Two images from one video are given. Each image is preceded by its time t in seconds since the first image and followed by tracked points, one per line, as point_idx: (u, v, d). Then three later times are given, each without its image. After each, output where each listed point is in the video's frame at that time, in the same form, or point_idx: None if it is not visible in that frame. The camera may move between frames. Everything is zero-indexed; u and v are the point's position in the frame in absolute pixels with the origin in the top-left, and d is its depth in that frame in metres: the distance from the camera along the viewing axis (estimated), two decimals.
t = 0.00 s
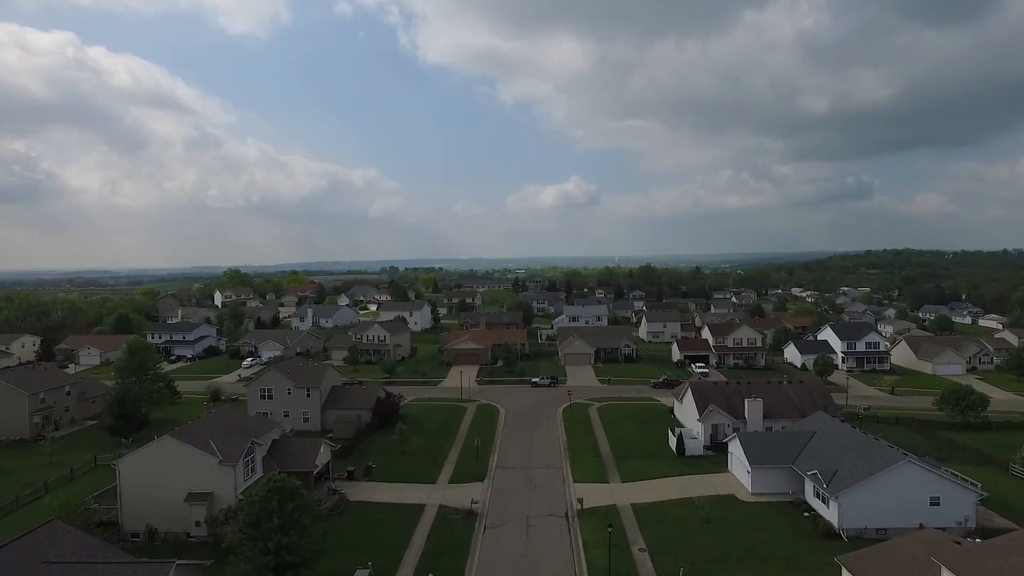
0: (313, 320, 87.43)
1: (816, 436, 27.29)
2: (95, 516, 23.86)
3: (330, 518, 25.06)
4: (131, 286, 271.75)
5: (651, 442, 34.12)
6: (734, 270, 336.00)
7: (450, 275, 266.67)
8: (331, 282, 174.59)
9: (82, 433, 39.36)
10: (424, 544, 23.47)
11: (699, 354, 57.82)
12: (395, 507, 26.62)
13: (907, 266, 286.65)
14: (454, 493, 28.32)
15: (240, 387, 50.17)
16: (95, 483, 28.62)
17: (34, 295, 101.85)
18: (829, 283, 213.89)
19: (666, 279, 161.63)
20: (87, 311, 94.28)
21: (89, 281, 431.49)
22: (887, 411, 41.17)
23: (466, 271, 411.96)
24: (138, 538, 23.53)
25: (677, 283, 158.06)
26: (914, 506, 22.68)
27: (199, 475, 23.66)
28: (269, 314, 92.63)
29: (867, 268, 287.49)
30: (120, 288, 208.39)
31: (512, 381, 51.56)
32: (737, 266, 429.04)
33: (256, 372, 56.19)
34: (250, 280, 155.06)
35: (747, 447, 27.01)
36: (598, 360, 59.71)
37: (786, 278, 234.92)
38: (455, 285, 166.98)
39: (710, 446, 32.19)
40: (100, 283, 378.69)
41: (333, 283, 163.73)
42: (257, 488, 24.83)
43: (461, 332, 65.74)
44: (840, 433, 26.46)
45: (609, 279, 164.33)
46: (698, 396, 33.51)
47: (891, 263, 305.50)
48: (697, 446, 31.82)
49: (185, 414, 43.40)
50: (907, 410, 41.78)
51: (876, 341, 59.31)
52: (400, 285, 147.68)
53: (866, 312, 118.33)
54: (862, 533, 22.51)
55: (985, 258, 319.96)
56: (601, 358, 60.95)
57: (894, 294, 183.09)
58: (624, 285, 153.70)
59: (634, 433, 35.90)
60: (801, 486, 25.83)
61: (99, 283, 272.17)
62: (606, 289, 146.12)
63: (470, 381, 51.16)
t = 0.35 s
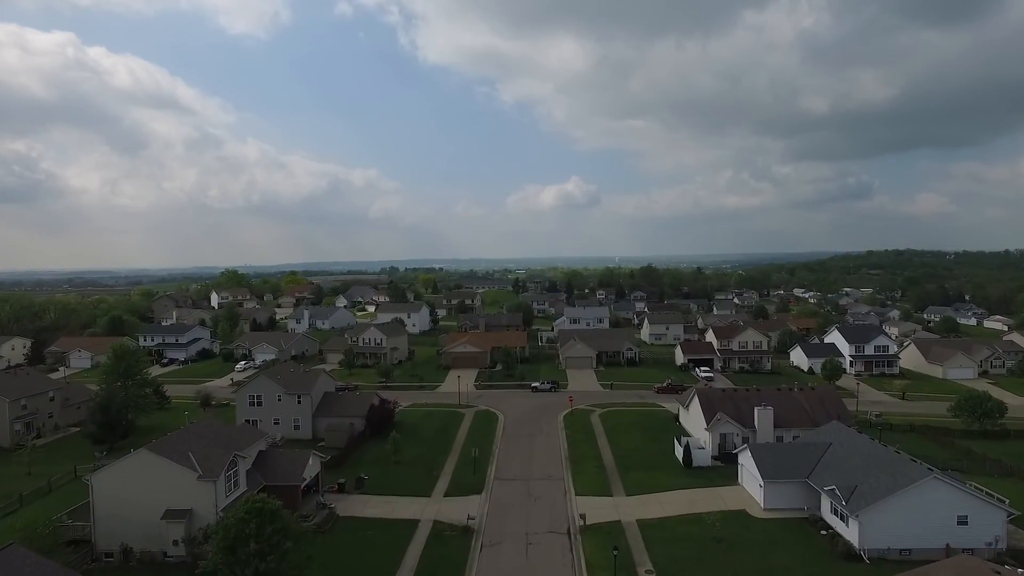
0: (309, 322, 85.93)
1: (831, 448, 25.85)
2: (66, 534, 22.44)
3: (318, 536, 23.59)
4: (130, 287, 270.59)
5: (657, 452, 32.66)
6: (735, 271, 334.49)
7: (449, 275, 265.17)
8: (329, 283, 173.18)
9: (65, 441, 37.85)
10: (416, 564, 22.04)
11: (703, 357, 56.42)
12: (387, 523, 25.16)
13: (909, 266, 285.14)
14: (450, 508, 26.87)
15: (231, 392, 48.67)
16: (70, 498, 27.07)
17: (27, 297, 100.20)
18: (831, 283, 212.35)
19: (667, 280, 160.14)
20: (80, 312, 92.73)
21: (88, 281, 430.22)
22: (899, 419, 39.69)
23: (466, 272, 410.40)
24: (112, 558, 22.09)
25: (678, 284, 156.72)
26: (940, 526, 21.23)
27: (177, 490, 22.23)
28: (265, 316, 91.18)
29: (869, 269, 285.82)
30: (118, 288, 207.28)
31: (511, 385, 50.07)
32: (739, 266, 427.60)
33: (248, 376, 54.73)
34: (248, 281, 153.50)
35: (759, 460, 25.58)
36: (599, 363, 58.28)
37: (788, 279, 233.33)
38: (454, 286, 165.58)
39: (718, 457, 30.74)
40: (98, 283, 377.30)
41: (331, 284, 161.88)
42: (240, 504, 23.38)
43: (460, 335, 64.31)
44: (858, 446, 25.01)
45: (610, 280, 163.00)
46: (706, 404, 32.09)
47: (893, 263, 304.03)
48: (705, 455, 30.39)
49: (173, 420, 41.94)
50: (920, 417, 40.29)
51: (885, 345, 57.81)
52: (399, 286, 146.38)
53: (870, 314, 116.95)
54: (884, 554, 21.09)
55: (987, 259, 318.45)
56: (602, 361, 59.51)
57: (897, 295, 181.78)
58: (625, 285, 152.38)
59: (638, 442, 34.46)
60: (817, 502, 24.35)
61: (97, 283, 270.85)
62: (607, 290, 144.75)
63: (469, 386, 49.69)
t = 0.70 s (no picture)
0: (306, 324, 84.69)
1: (845, 459, 24.69)
2: (41, 550, 21.30)
3: (306, 553, 22.43)
4: (128, 287, 269.35)
5: (661, 461, 31.48)
6: (736, 272, 333.27)
7: (449, 275, 264.04)
8: (328, 284, 171.79)
9: (49, 449, 36.60)
10: None
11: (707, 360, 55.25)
12: (380, 538, 23.98)
13: (911, 267, 283.88)
14: (446, 521, 25.68)
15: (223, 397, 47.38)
16: (49, 510, 25.88)
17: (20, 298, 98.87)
18: (833, 284, 211.00)
19: (667, 281, 158.88)
20: (74, 313, 91.41)
21: (88, 281, 429.10)
22: (910, 425, 38.53)
23: (466, 272, 409.17)
24: None
25: (679, 284, 155.52)
26: (963, 544, 20.07)
27: (158, 505, 21.07)
28: (261, 317, 89.90)
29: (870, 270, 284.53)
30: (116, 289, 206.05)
31: (511, 390, 48.90)
32: (739, 267, 426.30)
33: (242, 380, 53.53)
34: (245, 282, 152.19)
35: (770, 470, 24.42)
36: (601, 367, 57.12)
37: (789, 279, 232.04)
38: (454, 286, 164.40)
39: (725, 466, 29.58)
40: (97, 283, 376.03)
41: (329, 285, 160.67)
42: (224, 519, 22.21)
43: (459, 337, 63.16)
44: (874, 457, 23.84)
45: (611, 281, 161.86)
46: (712, 411, 30.92)
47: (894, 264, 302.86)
48: (711, 464, 29.23)
49: (163, 426, 40.76)
50: (931, 423, 39.13)
51: (893, 348, 56.70)
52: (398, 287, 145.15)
53: (874, 315, 115.84)
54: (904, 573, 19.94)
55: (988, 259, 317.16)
56: (604, 364, 58.32)
57: (899, 296, 180.70)
58: (626, 286, 151.23)
59: (641, 450, 33.28)
60: (830, 515, 23.19)
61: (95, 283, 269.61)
62: (607, 291, 143.58)
63: (467, 390, 48.52)
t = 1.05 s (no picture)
0: (303, 325, 83.79)
1: (857, 467, 23.85)
2: (21, 563, 20.48)
3: (297, 565, 21.55)
4: (126, 287, 268.00)
5: (665, 468, 30.65)
6: (736, 272, 332.39)
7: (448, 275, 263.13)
8: (326, 284, 170.65)
9: (37, 455, 35.74)
10: None
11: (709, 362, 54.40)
12: (374, 549, 23.11)
13: (911, 267, 283.07)
14: (443, 531, 24.86)
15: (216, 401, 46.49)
16: (33, 520, 25.06)
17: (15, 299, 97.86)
18: (833, 284, 210.23)
19: (667, 282, 157.98)
20: (68, 314, 90.37)
21: (86, 282, 428.19)
22: (918, 430, 37.71)
23: (465, 273, 408.29)
24: None
25: (680, 285, 154.56)
26: (983, 558, 19.24)
27: (142, 517, 20.22)
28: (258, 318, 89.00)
29: (871, 270, 283.70)
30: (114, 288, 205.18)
31: (510, 393, 48.04)
32: (739, 267, 425.64)
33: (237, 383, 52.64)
34: (243, 283, 151.12)
35: (779, 479, 23.58)
36: (601, 369, 56.29)
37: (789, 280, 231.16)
38: (453, 287, 162.28)
39: (731, 473, 28.79)
40: (95, 283, 374.91)
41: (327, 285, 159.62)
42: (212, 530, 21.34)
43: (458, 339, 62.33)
44: (887, 466, 23.01)
45: (611, 282, 160.92)
46: (717, 416, 30.09)
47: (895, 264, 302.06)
48: (717, 471, 28.41)
49: (154, 430, 39.89)
50: (939, 428, 38.33)
51: (898, 350, 55.97)
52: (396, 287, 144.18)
53: (876, 316, 115.04)
54: None
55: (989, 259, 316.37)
56: (605, 367, 57.47)
57: (900, 297, 179.88)
58: (626, 287, 150.31)
59: (644, 456, 32.43)
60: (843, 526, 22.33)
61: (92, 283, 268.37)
62: (607, 292, 142.59)
63: (466, 394, 47.66)
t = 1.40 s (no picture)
0: (298, 326, 83.06)
1: (859, 471, 23.47)
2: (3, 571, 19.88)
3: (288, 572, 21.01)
4: (119, 287, 265.87)
5: (664, 471, 30.24)
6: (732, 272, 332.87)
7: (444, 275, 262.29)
8: (321, 284, 169.58)
9: (24, 458, 35.06)
10: None
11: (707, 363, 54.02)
12: (368, 555, 22.56)
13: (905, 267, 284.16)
14: (439, 535, 24.39)
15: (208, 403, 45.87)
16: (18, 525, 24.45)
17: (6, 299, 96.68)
18: (829, 284, 210.45)
19: (664, 281, 157.88)
20: (59, 314, 89.24)
21: (79, 282, 425.12)
22: (918, 431, 37.42)
23: (461, 273, 407.57)
24: None
25: (676, 285, 154.35)
26: (989, 562, 18.89)
27: (129, 524, 19.64)
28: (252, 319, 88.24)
29: (865, 270, 284.60)
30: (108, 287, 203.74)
31: (506, 394, 47.56)
32: (734, 267, 426.39)
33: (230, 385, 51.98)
34: (237, 282, 149.94)
35: (781, 483, 23.16)
36: (598, 370, 55.86)
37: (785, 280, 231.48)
38: (449, 287, 161.59)
39: (730, 476, 28.37)
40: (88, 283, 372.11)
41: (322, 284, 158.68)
42: (200, 537, 20.76)
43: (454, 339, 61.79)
44: (890, 469, 22.64)
45: (607, 281, 160.62)
46: (716, 418, 29.64)
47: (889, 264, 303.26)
48: (717, 473, 27.99)
49: (144, 432, 39.24)
50: (938, 429, 38.05)
51: (895, 351, 55.73)
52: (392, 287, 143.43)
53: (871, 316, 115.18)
54: None
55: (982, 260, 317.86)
56: (601, 367, 57.04)
57: (895, 296, 180.35)
58: (622, 287, 150.06)
59: (642, 458, 32.01)
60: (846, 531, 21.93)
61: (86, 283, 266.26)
62: (604, 291, 142.21)
63: (462, 395, 47.16)
